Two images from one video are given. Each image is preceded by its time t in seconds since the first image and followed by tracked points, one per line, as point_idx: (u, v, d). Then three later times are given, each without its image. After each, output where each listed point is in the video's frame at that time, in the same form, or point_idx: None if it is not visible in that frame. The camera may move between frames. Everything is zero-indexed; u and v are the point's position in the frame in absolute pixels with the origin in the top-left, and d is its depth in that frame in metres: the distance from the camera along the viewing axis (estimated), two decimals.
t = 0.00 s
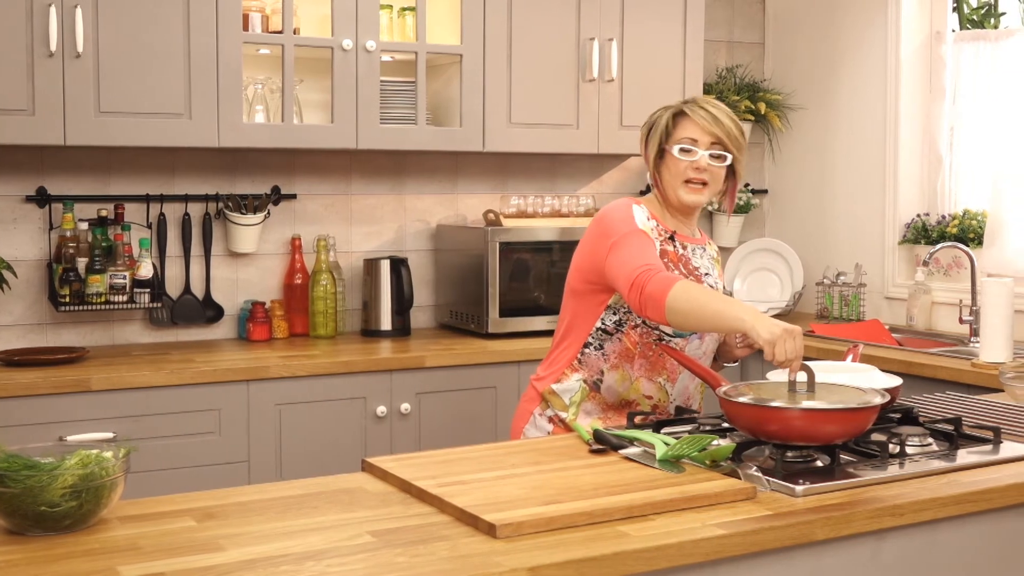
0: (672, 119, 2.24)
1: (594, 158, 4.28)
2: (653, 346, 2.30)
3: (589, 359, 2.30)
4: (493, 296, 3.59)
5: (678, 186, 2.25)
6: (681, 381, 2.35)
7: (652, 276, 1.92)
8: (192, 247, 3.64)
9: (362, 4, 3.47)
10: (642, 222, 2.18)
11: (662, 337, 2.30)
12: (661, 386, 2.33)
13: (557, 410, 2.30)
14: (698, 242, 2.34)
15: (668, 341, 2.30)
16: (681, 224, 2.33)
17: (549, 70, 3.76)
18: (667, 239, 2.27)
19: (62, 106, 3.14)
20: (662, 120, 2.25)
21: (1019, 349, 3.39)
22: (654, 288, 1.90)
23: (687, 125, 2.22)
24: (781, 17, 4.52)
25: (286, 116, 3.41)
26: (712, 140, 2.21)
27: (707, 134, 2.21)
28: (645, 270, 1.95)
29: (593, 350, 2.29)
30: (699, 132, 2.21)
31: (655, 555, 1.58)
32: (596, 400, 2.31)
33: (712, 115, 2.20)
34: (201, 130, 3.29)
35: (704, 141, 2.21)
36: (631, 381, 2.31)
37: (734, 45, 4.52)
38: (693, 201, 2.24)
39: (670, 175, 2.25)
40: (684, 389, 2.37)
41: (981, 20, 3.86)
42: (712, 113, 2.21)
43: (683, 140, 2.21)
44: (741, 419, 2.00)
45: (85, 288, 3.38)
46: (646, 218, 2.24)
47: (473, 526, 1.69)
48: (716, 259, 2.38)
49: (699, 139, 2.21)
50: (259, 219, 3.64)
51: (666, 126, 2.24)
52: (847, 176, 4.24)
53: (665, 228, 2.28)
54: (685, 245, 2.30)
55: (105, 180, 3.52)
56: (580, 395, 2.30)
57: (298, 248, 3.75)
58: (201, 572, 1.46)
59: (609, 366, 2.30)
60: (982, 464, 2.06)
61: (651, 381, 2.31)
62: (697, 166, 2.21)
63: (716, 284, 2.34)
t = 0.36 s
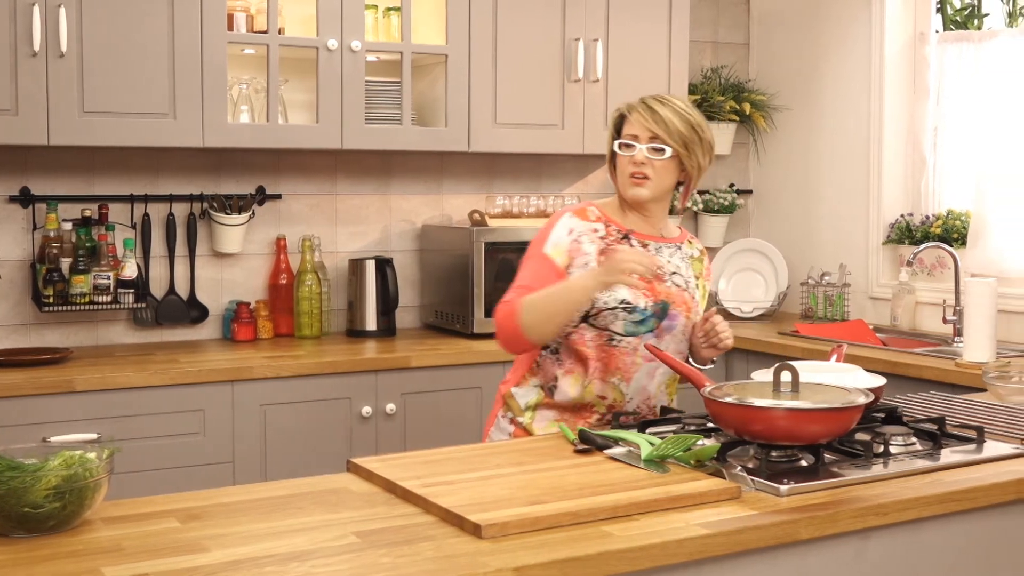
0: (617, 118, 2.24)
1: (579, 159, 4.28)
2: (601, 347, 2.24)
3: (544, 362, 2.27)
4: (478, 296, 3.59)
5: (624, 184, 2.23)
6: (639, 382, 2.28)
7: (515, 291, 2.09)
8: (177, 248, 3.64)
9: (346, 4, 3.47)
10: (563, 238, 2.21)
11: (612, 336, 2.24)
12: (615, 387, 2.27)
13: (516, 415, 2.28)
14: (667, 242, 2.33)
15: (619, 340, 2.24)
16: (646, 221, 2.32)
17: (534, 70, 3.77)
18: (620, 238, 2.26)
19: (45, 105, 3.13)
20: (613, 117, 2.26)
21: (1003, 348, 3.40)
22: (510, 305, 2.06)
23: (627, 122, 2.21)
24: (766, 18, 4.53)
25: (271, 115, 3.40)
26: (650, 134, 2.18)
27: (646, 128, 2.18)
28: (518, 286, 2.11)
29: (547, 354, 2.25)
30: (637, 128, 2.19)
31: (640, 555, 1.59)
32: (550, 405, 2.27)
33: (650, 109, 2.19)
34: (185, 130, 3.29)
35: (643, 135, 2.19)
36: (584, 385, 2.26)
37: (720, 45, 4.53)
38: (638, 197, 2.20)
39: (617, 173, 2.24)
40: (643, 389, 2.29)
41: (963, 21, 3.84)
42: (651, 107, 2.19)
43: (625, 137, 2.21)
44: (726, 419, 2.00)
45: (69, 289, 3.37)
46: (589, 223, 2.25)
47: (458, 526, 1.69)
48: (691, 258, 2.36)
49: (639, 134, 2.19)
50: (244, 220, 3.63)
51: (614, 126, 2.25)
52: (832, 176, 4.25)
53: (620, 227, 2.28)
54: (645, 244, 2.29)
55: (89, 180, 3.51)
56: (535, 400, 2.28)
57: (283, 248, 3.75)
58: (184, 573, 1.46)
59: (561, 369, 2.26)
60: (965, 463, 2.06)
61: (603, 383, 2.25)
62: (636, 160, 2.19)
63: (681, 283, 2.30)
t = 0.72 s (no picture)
0: (567, 110, 2.31)
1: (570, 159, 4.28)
2: (515, 352, 2.27)
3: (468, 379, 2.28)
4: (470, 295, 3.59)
5: (570, 178, 2.31)
6: (561, 383, 2.29)
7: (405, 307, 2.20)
8: (167, 247, 3.63)
9: (337, 3, 3.46)
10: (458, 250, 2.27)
11: (525, 340, 2.27)
12: (539, 391, 2.28)
13: (452, 437, 2.25)
14: (577, 240, 2.39)
15: (534, 344, 2.27)
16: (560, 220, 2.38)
17: (524, 70, 3.76)
18: (521, 241, 2.33)
19: (34, 104, 3.12)
20: (548, 112, 2.31)
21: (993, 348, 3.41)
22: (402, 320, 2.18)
23: (582, 117, 2.30)
24: (755, 18, 4.53)
25: (261, 114, 3.39)
26: (604, 132, 2.32)
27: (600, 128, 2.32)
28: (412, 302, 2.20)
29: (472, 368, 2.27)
30: (594, 126, 2.31)
31: (631, 554, 1.59)
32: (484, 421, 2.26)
33: (606, 110, 2.32)
34: (175, 128, 3.28)
35: (597, 134, 2.31)
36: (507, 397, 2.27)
37: (710, 45, 4.53)
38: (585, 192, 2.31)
39: (561, 165, 2.31)
40: (569, 390, 2.30)
41: (953, 20, 3.85)
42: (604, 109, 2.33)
43: (580, 131, 2.30)
44: (716, 418, 2.00)
45: (59, 288, 3.36)
46: (485, 230, 2.33)
47: (449, 525, 1.69)
48: (607, 253, 2.41)
49: (594, 132, 2.31)
50: (235, 219, 3.63)
51: (560, 116, 2.31)
52: (822, 175, 4.26)
53: (521, 230, 2.35)
54: (549, 244, 2.35)
55: (79, 179, 3.50)
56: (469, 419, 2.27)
57: (274, 247, 3.74)
58: (174, 573, 1.46)
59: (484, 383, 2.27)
60: (955, 461, 2.07)
61: (525, 389, 2.27)
62: (595, 159, 2.29)
63: (594, 279, 2.35)
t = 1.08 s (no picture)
0: (551, 101, 2.26)
1: (582, 158, 4.28)
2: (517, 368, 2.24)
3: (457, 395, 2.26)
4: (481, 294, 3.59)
5: (556, 170, 2.29)
6: (552, 381, 2.32)
7: (466, 345, 2.04)
8: (179, 246, 3.63)
9: (349, 3, 3.47)
10: (474, 267, 2.16)
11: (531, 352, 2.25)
12: (534, 395, 2.30)
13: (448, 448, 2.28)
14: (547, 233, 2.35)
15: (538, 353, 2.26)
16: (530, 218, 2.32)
17: (536, 69, 3.76)
18: (513, 246, 2.24)
19: (48, 105, 3.13)
20: (534, 105, 2.24)
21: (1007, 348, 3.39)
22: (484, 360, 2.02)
23: (559, 107, 2.29)
24: (767, 17, 4.52)
25: (274, 114, 3.40)
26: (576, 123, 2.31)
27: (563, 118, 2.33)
28: (471, 338, 2.06)
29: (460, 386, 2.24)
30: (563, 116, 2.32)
31: (643, 554, 1.59)
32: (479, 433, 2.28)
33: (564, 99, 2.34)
34: (188, 128, 3.29)
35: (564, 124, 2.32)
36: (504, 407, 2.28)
37: (721, 44, 4.52)
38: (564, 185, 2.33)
39: (552, 158, 2.27)
40: (558, 384, 2.33)
41: (966, 19, 3.85)
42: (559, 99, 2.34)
43: (561, 123, 2.29)
44: (728, 418, 2.00)
45: (72, 288, 3.37)
46: (483, 242, 2.21)
47: (461, 525, 1.68)
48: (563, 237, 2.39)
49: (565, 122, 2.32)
50: (247, 218, 3.63)
51: (547, 108, 2.25)
52: (834, 174, 4.25)
53: (510, 235, 2.26)
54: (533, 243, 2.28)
55: (91, 178, 3.51)
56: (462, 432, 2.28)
57: (286, 246, 3.74)
58: (188, 572, 1.46)
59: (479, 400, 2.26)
60: (968, 462, 2.06)
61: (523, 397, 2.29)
62: (571, 149, 2.31)
63: (572, 269, 2.33)
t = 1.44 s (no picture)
0: (592, 114, 2.33)
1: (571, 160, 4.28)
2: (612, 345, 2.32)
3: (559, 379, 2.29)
4: (470, 296, 3.60)
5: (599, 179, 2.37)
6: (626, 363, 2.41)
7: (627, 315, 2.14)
8: (168, 248, 3.63)
9: (339, 4, 3.47)
10: (586, 254, 2.22)
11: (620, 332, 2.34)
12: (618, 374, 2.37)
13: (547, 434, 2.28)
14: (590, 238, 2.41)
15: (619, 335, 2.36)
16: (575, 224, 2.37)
17: (526, 71, 3.76)
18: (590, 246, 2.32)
19: (37, 106, 3.12)
20: (580, 118, 2.30)
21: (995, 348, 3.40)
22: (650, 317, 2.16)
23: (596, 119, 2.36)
24: (757, 19, 4.53)
25: (263, 116, 3.39)
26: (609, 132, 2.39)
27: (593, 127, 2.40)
28: (626, 308, 2.15)
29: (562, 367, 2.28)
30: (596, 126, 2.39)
31: (632, 555, 1.59)
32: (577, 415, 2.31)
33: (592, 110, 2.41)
34: (177, 130, 3.28)
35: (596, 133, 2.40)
36: (596, 388, 2.33)
37: (711, 46, 4.53)
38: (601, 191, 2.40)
39: (597, 168, 2.34)
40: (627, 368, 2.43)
41: (955, 21, 3.83)
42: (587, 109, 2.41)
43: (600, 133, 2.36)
44: (717, 419, 2.00)
45: (60, 290, 3.37)
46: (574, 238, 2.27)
47: (449, 526, 1.68)
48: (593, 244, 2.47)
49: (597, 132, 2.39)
50: (236, 220, 3.63)
51: (591, 119, 2.32)
52: (823, 176, 4.25)
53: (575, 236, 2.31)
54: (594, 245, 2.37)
55: (80, 180, 3.50)
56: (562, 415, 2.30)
57: (275, 248, 3.74)
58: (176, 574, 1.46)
59: (580, 380, 2.29)
60: (956, 463, 2.07)
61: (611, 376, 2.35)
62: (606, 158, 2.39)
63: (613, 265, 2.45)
